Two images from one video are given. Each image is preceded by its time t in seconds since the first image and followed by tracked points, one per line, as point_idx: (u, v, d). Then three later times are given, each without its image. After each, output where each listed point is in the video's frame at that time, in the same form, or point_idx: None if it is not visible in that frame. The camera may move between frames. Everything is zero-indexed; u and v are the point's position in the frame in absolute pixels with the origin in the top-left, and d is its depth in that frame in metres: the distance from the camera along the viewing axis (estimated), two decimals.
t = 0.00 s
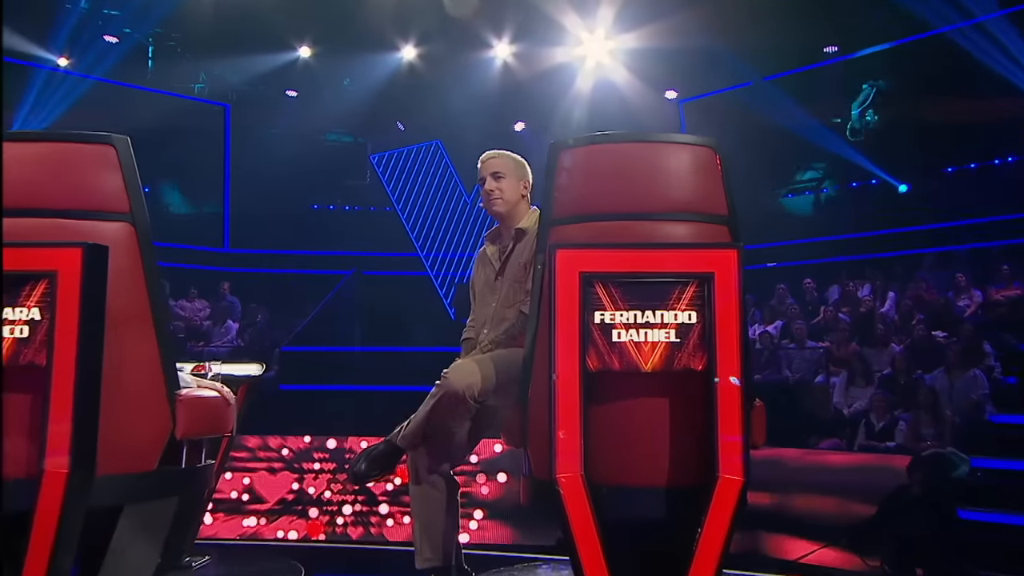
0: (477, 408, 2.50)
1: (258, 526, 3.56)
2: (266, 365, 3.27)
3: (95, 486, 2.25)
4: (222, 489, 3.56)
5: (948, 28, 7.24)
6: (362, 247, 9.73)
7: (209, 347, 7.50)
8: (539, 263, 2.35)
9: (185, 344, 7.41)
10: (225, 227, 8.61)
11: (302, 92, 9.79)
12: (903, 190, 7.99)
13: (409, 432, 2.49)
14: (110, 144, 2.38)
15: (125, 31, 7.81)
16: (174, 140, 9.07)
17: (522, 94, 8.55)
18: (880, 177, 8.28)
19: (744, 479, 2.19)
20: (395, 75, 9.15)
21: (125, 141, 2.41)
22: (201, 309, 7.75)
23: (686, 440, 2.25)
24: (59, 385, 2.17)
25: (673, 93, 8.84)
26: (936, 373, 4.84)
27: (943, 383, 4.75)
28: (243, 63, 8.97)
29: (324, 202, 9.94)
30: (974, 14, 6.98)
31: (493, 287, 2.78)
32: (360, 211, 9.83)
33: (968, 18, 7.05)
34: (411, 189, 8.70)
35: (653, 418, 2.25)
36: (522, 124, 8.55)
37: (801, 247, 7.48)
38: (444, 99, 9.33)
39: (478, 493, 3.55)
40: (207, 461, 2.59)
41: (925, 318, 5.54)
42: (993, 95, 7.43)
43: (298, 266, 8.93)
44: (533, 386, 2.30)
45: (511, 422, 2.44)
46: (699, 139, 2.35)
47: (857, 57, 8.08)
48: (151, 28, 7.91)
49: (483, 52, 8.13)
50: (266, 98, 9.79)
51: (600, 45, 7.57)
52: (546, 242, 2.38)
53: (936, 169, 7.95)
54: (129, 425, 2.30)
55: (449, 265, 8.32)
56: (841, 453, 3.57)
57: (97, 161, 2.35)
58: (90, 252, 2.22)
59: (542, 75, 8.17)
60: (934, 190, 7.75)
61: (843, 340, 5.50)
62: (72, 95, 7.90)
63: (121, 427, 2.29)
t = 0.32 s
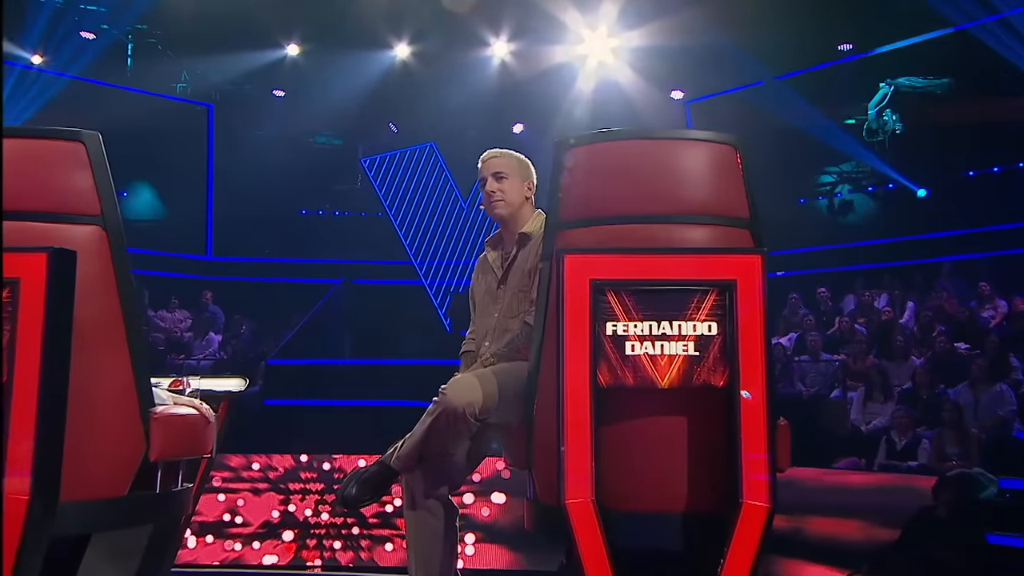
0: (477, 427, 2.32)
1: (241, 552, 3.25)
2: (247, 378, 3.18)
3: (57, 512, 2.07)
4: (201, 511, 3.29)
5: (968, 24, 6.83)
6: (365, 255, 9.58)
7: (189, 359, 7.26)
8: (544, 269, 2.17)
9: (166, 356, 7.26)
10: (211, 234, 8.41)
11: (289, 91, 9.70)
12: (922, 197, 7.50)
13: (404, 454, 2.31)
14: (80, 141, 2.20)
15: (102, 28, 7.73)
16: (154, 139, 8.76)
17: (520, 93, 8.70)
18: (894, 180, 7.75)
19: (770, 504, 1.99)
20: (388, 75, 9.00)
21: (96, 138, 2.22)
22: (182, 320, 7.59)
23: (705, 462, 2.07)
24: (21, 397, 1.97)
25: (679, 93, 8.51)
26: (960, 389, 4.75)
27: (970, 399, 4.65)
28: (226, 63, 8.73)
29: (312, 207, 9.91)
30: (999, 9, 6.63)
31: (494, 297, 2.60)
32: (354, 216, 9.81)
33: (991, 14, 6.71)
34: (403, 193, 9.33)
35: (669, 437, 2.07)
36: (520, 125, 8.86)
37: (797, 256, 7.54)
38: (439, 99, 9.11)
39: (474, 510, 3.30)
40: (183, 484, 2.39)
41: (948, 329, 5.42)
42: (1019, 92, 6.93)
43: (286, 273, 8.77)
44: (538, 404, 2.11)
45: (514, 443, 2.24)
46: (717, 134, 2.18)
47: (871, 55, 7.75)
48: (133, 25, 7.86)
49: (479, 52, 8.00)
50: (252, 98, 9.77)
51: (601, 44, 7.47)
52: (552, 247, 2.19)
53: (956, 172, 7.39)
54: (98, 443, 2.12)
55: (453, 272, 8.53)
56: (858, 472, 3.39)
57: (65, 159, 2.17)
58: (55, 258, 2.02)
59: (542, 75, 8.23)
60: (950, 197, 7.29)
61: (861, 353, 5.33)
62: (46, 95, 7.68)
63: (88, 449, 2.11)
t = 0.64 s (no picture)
0: (476, 448, 2.16)
1: None
2: (232, 394, 3.06)
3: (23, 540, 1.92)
4: (181, 536, 3.05)
5: (991, 22, 6.59)
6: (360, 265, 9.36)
7: (172, 376, 7.03)
8: (548, 278, 2.02)
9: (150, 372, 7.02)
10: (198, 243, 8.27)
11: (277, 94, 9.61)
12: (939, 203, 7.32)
13: (397, 478, 2.16)
14: (50, 139, 2.01)
15: (81, 27, 7.66)
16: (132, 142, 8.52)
17: (518, 96, 8.78)
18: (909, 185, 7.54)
19: (797, 533, 1.83)
20: (382, 76, 9.16)
21: (68, 136, 2.04)
22: (164, 332, 7.39)
23: (723, 485, 1.91)
24: None
25: (683, 95, 8.41)
26: (982, 405, 4.67)
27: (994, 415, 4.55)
28: (210, 63, 8.81)
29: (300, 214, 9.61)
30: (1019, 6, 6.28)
31: (496, 308, 2.45)
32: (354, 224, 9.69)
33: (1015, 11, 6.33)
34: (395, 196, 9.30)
35: (684, 459, 1.92)
36: (520, 129, 8.99)
37: (829, 263, 7.37)
38: (435, 96, 9.18)
39: (474, 537, 2.98)
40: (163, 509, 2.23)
41: (968, 341, 5.34)
42: None
43: (253, 282, 8.53)
44: (543, 423, 1.95)
45: (516, 466, 2.08)
46: (733, 133, 2.04)
47: (888, 55, 7.38)
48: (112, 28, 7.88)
49: (477, 52, 8.28)
50: (237, 101, 9.49)
51: (603, 45, 7.58)
52: (558, 254, 2.04)
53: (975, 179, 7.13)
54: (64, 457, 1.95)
55: (447, 282, 8.50)
56: (872, 493, 3.22)
57: (32, 161, 1.99)
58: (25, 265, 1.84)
59: (541, 75, 8.35)
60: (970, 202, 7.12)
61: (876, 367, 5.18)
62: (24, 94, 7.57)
63: (52, 466, 1.94)
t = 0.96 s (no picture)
0: (476, 467, 2.03)
1: None
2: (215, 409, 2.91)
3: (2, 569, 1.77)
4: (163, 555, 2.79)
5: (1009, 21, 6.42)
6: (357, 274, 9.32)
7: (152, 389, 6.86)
8: (553, 285, 1.91)
9: (128, 381, 6.86)
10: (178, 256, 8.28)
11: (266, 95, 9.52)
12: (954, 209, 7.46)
13: (392, 501, 2.02)
14: (21, 138, 1.87)
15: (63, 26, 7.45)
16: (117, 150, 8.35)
17: (516, 97, 8.83)
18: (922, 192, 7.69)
19: (822, 560, 1.70)
20: (375, 77, 9.08)
21: (40, 135, 1.91)
22: (147, 343, 7.27)
23: (740, 508, 1.78)
24: None
25: (688, 99, 8.37)
26: (1000, 419, 4.60)
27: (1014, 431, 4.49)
28: (197, 63, 8.62)
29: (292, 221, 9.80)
30: None
31: (496, 318, 2.33)
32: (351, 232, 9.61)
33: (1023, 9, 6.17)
34: (388, 203, 9.12)
35: (698, 479, 1.79)
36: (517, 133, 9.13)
37: (841, 271, 7.33)
38: (430, 96, 9.15)
39: (471, 557, 2.80)
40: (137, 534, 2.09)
41: (986, 352, 5.30)
42: None
43: (241, 291, 8.67)
44: (547, 441, 1.83)
45: (518, 488, 1.95)
46: (747, 131, 1.93)
47: (896, 59, 7.44)
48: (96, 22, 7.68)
49: (473, 54, 8.24)
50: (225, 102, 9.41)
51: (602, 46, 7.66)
52: (563, 261, 1.94)
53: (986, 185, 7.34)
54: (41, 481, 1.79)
55: (442, 291, 8.26)
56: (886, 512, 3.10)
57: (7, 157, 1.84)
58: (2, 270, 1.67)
59: (539, 77, 8.36)
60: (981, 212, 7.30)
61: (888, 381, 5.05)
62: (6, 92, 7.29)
63: (23, 486, 1.77)
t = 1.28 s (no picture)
0: (480, 484, 1.92)
1: None
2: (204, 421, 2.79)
3: None
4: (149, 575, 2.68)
5: None
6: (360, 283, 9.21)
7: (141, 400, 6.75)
8: (561, 289, 1.80)
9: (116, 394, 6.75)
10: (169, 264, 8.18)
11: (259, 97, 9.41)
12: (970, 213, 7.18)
13: (390, 519, 1.91)
14: None
15: (48, 24, 7.38)
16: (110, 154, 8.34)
17: (518, 97, 8.87)
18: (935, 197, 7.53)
19: None
20: (371, 79, 9.02)
21: (17, 131, 1.67)
22: (136, 353, 7.15)
23: (763, 527, 1.67)
24: None
25: (694, 100, 8.37)
26: None
27: None
28: (189, 63, 8.56)
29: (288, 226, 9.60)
30: None
31: (501, 325, 2.22)
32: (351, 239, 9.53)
33: None
34: (386, 206, 8.85)
35: (717, 495, 1.68)
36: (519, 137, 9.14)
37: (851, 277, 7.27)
38: (428, 98, 9.16)
39: None
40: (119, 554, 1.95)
41: (1007, 364, 5.15)
42: None
43: (230, 299, 8.43)
44: (555, 456, 1.72)
45: (524, 505, 1.84)
46: (764, 126, 1.83)
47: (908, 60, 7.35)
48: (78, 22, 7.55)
49: (473, 55, 8.32)
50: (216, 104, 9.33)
51: (608, 46, 7.75)
52: (572, 264, 1.85)
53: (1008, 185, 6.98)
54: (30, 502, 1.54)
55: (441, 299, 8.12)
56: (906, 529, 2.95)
57: None
58: None
59: (540, 78, 8.50)
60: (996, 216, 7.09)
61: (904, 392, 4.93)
62: None
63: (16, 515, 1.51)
